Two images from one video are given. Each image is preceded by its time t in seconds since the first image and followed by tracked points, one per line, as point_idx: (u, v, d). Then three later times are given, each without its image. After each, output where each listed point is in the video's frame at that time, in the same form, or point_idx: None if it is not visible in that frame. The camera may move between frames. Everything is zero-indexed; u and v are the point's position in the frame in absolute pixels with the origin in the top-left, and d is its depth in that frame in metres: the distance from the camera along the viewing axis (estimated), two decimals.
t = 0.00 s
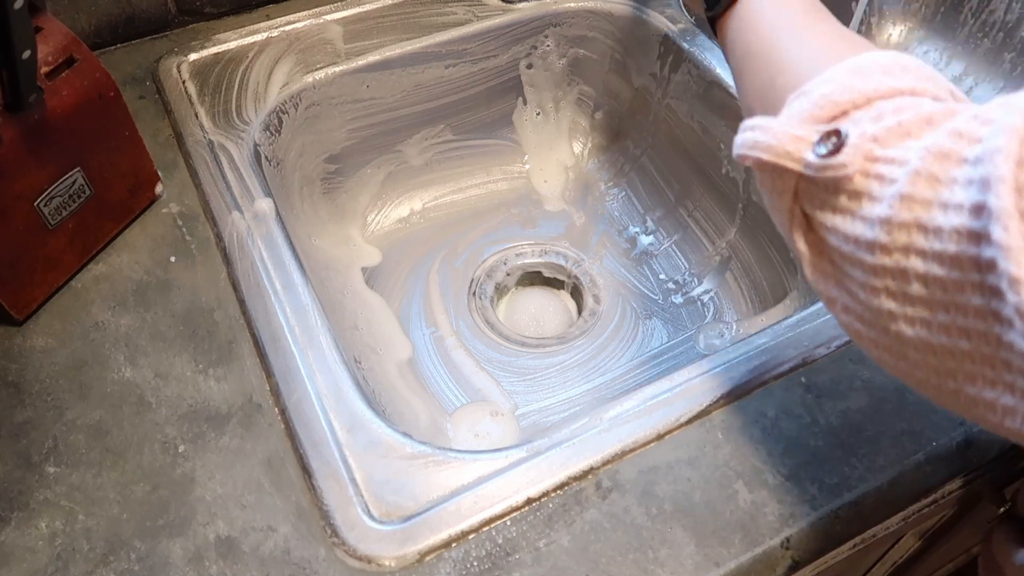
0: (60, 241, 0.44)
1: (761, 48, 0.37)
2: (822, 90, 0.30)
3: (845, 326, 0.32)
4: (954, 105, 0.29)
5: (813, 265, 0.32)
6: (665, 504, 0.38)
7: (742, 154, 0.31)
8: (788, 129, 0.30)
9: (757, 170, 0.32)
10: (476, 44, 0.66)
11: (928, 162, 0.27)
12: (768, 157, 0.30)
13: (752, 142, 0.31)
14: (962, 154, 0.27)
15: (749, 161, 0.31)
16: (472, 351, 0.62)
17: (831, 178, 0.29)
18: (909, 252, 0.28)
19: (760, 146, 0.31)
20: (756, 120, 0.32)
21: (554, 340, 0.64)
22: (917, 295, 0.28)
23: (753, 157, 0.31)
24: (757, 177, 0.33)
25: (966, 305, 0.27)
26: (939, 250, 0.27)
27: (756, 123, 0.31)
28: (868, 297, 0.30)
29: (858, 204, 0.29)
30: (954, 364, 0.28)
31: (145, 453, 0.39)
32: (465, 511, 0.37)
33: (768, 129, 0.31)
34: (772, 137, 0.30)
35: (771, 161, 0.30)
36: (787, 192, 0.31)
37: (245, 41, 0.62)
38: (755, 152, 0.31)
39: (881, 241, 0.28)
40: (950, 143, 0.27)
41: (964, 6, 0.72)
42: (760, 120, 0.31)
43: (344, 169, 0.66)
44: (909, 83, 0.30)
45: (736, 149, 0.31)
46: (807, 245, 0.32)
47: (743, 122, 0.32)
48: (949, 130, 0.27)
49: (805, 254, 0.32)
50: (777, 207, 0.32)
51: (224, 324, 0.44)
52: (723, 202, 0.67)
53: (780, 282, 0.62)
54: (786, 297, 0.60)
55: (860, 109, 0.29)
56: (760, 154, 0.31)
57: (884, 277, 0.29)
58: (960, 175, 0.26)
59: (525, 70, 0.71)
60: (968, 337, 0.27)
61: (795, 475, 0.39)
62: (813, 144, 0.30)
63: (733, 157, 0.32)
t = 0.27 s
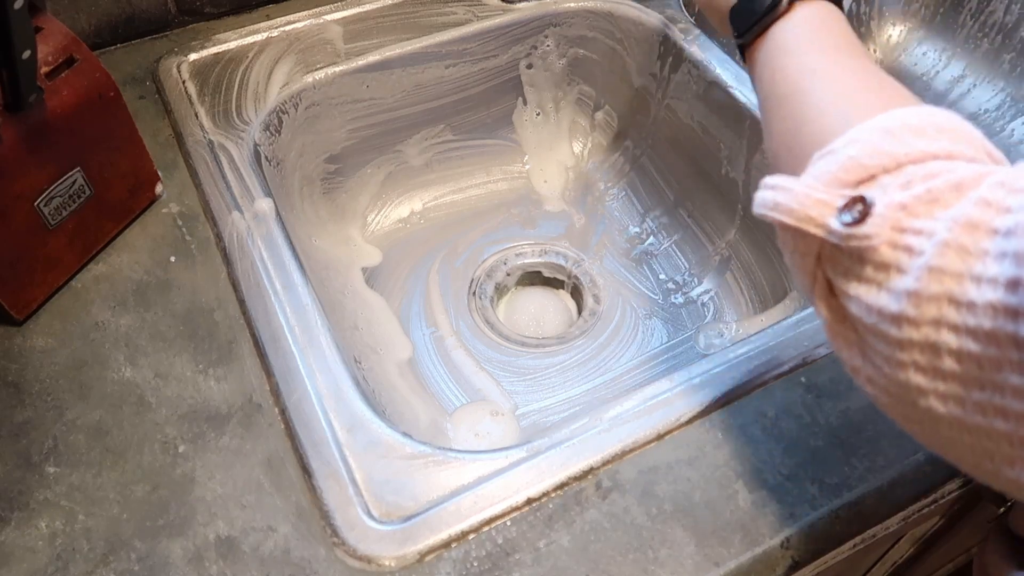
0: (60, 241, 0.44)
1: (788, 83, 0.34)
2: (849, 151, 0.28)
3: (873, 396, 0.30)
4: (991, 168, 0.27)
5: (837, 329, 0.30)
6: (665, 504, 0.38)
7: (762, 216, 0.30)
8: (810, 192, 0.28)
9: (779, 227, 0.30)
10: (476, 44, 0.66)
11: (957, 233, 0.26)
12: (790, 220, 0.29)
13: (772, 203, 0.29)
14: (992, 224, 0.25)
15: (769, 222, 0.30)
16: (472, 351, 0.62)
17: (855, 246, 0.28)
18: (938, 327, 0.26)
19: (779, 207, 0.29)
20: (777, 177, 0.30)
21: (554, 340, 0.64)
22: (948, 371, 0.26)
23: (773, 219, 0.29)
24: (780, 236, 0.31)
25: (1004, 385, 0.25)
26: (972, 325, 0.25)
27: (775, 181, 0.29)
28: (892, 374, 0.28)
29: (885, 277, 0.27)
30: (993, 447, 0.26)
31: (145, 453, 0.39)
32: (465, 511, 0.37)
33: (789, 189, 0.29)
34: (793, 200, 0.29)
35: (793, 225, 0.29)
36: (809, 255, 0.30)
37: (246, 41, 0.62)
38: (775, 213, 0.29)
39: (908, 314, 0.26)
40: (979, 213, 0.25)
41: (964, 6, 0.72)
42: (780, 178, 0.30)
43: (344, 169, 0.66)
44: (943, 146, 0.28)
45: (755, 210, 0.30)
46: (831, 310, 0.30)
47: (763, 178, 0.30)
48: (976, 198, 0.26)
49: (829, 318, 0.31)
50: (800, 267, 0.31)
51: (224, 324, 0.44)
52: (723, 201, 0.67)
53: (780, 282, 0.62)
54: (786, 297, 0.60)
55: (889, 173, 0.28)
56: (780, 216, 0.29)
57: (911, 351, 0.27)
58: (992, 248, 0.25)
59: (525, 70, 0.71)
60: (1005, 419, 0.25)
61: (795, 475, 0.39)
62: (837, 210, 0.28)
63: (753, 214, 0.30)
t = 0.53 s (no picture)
0: (60, 241, 0.44)
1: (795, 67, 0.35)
2: (864, 121, 0.29)
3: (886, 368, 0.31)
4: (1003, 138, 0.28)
5: (847, 303, 0.31)
6: (665, 504, 0.38)
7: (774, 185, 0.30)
8: (826, 161, 0.29)
9: (790, 199, 0.31)
10: (476, 44, 0.66)
11: (979, 201, 0.27)
12: (806, 189, 0.29)
13: (786, 172, 0.30)
14: (1015, 193, 0.26)
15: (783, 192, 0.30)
16: (472, 351, 0.62)
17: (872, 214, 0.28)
18: (957, 294, 0.27)
19: (794, 176, 0.29)
20: (789, 146, 0.30)
21: (555, 340, 0.64)
22: (966, 339, 0.27)
23: (788, 188, 0.30)
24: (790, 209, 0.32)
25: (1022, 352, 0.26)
26: (994, 293, 0.26)
27: (790, 150, 0.30)
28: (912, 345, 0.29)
29: (901, 244, 0.28)
30: (1007, 417, 0.28)
31: (145, 453, 0.39)
32: (465, 511, 0.37)
33: (803, 157, 0.29)
34: (809, 169, 0.29)
35: (807, 193, 0.29)
36: (822, 228, 0.30)
37: (245, 41, 0.62)
38: (790, 182, 0.29)
39: (926, 281, 0.28)
40: (1002, 182, 0.26)
41: (964, 5, 0.72)
42: (794, 147, 0.30)
43: (344, 169, 0.66)
44: (958, 116, 0.29)
45: (767, 179, 0.30)
46: (842, 284, 0.31)
47: (776, 148, 0.30)
48: (997, 167, 0.27)
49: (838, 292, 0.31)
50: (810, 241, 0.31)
51: (224, 324, 0.44)
52: (722, 201, 0.67)
53: (780, 282, 0.62)
54: (786, 297, 0.60)
55: (905, 142, 0.28)
56: (795, 185, 0.29)
57: (928, 318, 0.28)
58: (1015, 217, 0.26)
59: (525, 70, 0.71)
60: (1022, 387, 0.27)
61: (795, 475, 0.39)
62: (853, 178, 0.29)
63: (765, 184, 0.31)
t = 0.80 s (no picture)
0: (60, 241, 0.44)
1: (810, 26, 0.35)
2: (868, 58, 0.28)
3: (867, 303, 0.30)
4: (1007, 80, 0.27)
5: (833, 236, 0.30)
6: (665, 504, 0.38)
7: (774, 118, 0.30)
8: (828, 94, 0.28)
9: (788, 134, 0.30)
10: (476, 44, 0.66)
11: (967, 127, 0.26)
12: (803, 121, 0.29)
13: (787, 104, 0.29)
14: (1003, 119, 0.25)
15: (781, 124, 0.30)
16: (472, 351, 0.62)
17: (865, 145, 0.28)
18: (939, 221, 0.26)
19: (794, 108, 0.29)
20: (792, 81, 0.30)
21: (554, 340, 0.64)
22: (946, 265, 0.26)
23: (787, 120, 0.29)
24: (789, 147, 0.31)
25: (1000, 275, 0.25)
26: (972, 217, 0.25)
27: (793, 83, 0.29)
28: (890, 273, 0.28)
29: (891, 176, 0.28)
30: (986, 337, 0.26)
31: (145, 453, 0.39)
32: (465, 511, 0.37)
33: (804, 90, 0.29)
34: (808, 100, 0.29)
35: (805, 127, 0.29)
36: (816, 161, 0.30)
37: (246, 41, 0.62)
38: (789, 113, 0.29)
39: (910, 210, 0.27)
40: (992, 109, 0.25)
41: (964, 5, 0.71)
42: (798, 82, 0.30)
43: (344, 169, 0.66)
44: (962, 58, 0.28)
45: (768, 114, 0.30)
46: (830, 218, 0.30)
47: (778, 82, 0.30)
48: (988, 97, 0.26)
49: (825, 226, 0.31)
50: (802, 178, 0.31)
51: (224, 324, 0.44)
52: (723, 201, 0.67)
53: (780, 282, 0.62)
54: (786, 296, 0.60)
55: (906, 80, 0.28)
56: (793, 116, 0.29)
57: (907, 246, 0.27)
58: (999, 141, 0.25)
59: (525, 70, 0.71)
60: (1001, 309, 0.25)
61: (795, 475, 0.39)
62: (851, 111, 0.28)
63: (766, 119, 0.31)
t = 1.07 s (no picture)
0: (60, 241, 0.44)
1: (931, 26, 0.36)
2: None
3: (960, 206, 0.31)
4: None
5: (931, 127, 0.32)
6: (665, 504, 0.38)
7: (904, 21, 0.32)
8: None
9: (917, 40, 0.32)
10: (476, 44, 0.66)
11: None
12: (929, 21, 0.30)
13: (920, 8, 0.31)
14: None
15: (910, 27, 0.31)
16: (472, 351, 0.62)
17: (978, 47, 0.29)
18: None
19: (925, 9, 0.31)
20: None
21: (555, 340, 0.64)
22: None
23: (914, 23, 0.31)
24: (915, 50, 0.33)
25: None
26: None
27: None
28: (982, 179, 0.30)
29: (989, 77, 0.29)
30: None
31: (145, 453, 0.39)
32: (465, 511, 0.37)
33: None
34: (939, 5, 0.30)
35: (930, 26, 0.31)
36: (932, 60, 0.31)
37: (245, 42, 0.62)
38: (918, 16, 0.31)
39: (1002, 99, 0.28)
40: None
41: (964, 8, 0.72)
42: None
43: (344, 169, 0.66)
44: None
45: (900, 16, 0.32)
46: (932, 109, 0.32)
47: None
48: None
49: (926, 117, 0.32)
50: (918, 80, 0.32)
51: (224, 324, 0.44)
52: (722, 201, 0.67)
53: (780, 282, 0.62)
54: (786, 296, 0.60)
55: None
56: (921, 18, 0.31)
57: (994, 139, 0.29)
58: None
59: (525, 70, 0.71)
60: None
61: (795, 475, 0.39)
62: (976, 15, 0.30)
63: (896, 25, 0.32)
